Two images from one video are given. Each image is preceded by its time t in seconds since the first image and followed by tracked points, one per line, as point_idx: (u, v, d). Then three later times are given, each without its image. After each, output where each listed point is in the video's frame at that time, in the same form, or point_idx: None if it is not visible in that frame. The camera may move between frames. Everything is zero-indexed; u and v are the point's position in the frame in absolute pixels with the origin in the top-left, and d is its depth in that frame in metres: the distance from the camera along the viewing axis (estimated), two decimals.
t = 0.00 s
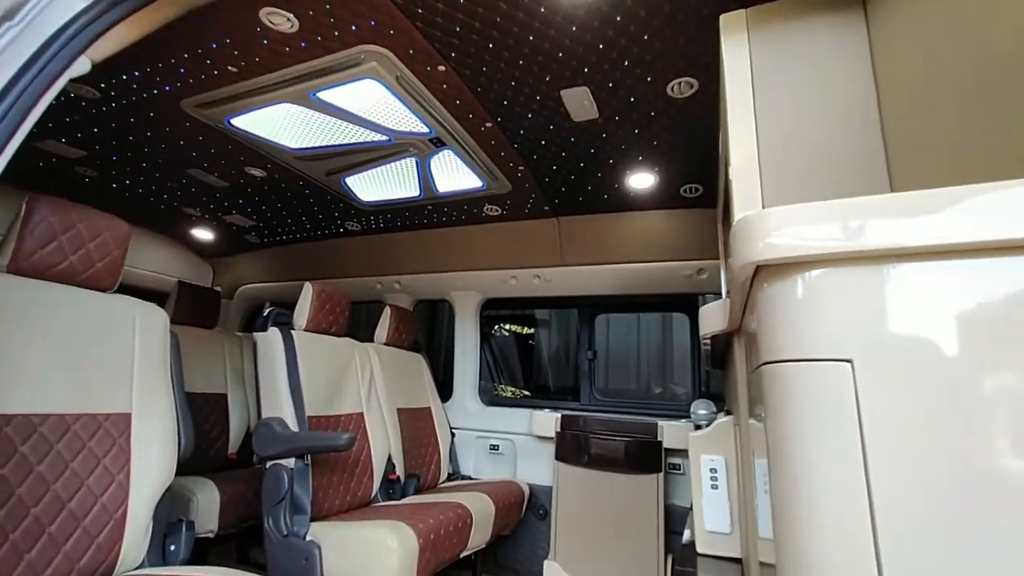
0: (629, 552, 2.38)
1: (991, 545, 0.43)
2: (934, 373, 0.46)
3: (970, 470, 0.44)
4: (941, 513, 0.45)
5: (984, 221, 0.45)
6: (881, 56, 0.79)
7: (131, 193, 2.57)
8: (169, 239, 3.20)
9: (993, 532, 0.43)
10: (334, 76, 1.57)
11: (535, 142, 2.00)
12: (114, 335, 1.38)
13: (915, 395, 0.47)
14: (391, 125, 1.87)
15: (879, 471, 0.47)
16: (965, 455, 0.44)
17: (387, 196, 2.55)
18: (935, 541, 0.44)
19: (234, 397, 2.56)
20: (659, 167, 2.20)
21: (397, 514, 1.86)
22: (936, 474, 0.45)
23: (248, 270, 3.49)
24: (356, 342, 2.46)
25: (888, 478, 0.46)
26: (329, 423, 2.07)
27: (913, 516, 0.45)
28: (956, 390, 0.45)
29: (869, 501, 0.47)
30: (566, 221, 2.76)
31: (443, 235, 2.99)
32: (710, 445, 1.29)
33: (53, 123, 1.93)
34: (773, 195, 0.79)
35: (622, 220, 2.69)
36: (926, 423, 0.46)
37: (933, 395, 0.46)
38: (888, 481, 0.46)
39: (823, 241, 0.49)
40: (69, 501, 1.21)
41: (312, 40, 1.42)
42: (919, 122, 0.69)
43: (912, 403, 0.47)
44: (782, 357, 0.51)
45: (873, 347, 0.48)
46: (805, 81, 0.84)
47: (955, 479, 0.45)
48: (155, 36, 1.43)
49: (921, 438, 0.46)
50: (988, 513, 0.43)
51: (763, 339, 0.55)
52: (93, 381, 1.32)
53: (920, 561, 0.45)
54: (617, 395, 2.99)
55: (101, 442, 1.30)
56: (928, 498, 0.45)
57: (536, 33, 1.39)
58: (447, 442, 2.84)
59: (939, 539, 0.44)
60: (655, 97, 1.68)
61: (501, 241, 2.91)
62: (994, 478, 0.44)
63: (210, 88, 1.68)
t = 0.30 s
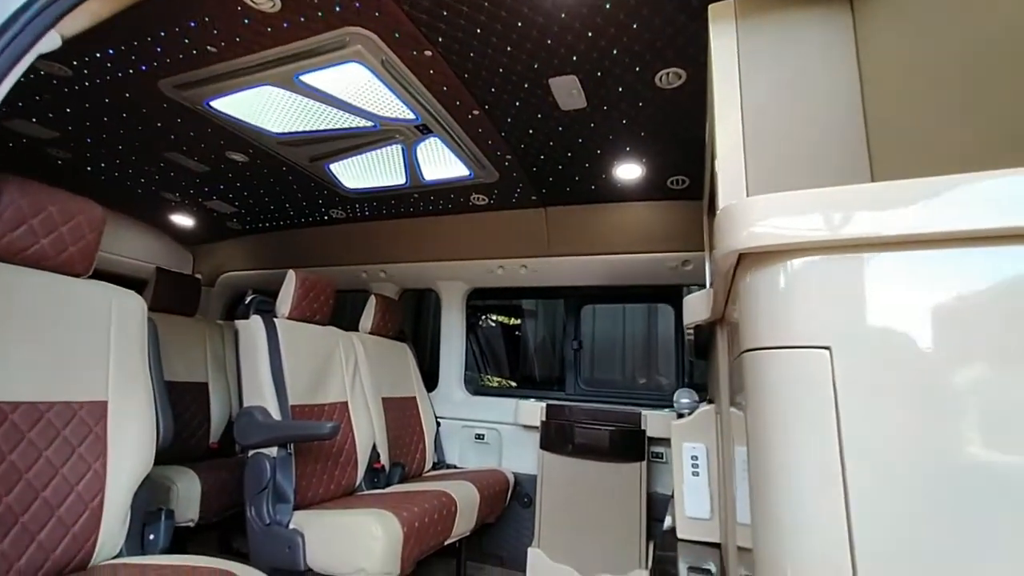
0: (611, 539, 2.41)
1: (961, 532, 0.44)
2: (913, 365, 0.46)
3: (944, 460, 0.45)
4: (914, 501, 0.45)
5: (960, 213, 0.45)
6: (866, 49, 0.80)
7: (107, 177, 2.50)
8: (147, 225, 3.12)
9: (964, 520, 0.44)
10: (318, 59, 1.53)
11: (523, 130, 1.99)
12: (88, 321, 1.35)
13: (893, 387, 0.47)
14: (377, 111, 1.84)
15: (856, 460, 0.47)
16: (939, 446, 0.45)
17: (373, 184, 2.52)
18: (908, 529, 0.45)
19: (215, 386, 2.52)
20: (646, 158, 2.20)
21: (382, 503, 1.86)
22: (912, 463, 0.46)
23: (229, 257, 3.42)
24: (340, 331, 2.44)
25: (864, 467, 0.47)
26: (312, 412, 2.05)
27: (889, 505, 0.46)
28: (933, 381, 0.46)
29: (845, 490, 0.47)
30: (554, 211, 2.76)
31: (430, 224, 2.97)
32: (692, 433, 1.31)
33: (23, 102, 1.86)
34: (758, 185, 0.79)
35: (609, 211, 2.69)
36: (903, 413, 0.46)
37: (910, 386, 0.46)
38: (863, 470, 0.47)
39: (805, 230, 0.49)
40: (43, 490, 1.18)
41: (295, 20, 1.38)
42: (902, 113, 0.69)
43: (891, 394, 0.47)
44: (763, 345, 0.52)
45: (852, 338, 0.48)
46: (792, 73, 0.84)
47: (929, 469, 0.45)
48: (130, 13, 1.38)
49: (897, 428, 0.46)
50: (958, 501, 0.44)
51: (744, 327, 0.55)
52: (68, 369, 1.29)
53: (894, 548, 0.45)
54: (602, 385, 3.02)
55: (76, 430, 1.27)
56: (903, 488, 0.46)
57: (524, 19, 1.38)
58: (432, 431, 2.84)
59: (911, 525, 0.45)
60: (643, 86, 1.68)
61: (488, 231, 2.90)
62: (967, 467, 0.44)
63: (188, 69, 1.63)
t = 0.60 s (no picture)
0: (596, 521, 2.45)
1: (937, 524, 0.43)
2: (893, 354, 0.45)
3: (922, 451, 0.43)
4: (891, 494, 0.44)
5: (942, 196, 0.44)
6: (852, 32, 0.80)
7: (82, 156, 2.42)
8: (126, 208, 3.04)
9: (940, 513, 0.43)
10: (301, 36, 1.49)
11: (511, 115, 1.97)
12: (65, 303, 1.32)
13: (872, 377, 0.45)
14: (363, 93, 1.81)
15: (833, 451, 0.46)
16: (917, 438, 0.44)
17: (359, 167, 2.48)
18: (884, 521, 0.44)
19: (199, 372, 2.49)
20: (635, 145, 2.19)
21: (368, 487, 1.87)
22: (888, 455, 0.44)
23: (212, 241, 3.36)
24: (326, 316, 2.42)
25: (841, 459, 0.45)
26: (297, 397, 2.04)
27: (865, 498, 0.45)
28: (910, 368, 0.44)
29: (820, 481, 0.46)
30: (542, 197, 2.75)
31: (417, 209, 2.94)
32: (675, 416, 1.33)
33: None
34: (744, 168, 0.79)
35: (598, 197, 2.69)
36: (882, 404, 0.45)
37: (889, 376, 0.45)
38: (839, 462, 0.45)
39: (788, 211, 0.48)
40: (20, 475, 1.15)
41: None
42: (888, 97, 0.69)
43: (870, 384, 0.45)
44: (743, 332, 0.51)
45: (832, 326, 0.47)
46: (780, 58, 0.84)
47: (907, 462, 0.44)
48: None
49: (875, 419, 0.45)
50: (935, 494, 0.43)
51: (726, 312, 0.54)
52: (43, 352, 1.26)
53: (869, 541, 0.44)
54: (589, 371, 3.04)
55: (53, 414, 1.24)
56: (880, 481, 0.44)
57: None
58: (419, 417, 2.84)
59: (887, 519, 0.44)
60: (632, 71, 1.67)
61: (476, 216, 2.88)
62: (944, 459, 0.43)
63: (165, 45, 1.58)
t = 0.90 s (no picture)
0: (587, 503, 2.49)
1: (928, 523, 0.41)
2: (885, 343, 0.43)
3: (914, 446, 0.41)
4: (879, 484, 0.42)
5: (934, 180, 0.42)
6: None
7: (64, 138, 2.37)
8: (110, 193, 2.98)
9: (931, 510, 0.41)
10: (288, 15, 1.46)
11: (503, 98, 1.95)
12: (50, 287, 1.30)
13: (861, 369, 0.43)
14: (353, 75, 1.79)
15: (821, 445, 0.44)
16: (908, 432, 0.41)
17: (348, 151, 2.45)
18: (872, 518, 0.42)
19: (188, 358, 2.47)
20: (627, 129, 2.18)
21: (361, 470, 1.88)
22: (877, 448, 0.42)
23: (200, 227, 3.32)
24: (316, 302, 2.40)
25: (828, 452, 0.43)
26: (289, 382, 2.03)
27: (852, 494, 0.42)
28: (900, 353, 0.42)
29: (807, 475, 0.44)
30: (534, 182, 2.73)
31: (408, 194, 2.91)
32: (664, 399, 1.34)
33: None
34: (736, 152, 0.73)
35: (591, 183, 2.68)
36: (871, 395, 0.43)
37: (879, 368, 0.43)
38: (827, 456, 0.43)
39: (780, 189, 0.46)
40: (8, 459, 1.14)
41: None
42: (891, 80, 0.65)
43: (859, 375, 0.43)
44: (730, 320, 0.49)
45: (822, 311, 0.45)
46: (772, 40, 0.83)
47: (897, 457, 0.42)
48: None
49: (862, 412, 0.43)
50: (925, 492, 0.41)
51: (715, 294, 0.52)
52: (29, 336, 1.24)
53: (854, 537, 0.42)
54: (580, 357, 3.06)
55: (40, 399, 1.22)
56: (868, 477, 0.42)
57: None
58: (412, 402, 2.85)
59: (875, 513, 0.42)
60: (625, 54, 1.65)
61: (468, 202, 2.87)
62: (935, 455, 0.41)
63: (148, 23, 1.54)
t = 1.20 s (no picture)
0: (579, 478, 2.54)
1: (914, 501, 0.41)
2: (878, 319, 0.42)
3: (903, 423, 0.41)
4: (865, 456, 0.42)
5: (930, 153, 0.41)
6: None
7: (45, 111, 2.30)
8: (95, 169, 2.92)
9: (918, 488, 0.41)
10: None
11: (497, 73, 1.91)
12: (36, 262, 1.28)
13: (853, 346, 0.42)
14: (343, 47, 1.74)
15: (811, 422, 0.43)
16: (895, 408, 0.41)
17: (340, 126, 2.40)
18: (859, 495, 0.42)
19: (181, 336, 2.46)
20: (623, 106, 2.16)
21: (356, 446, 1.90)
22: (866, 426, 0.42)
23: (189, 204, 3.26)
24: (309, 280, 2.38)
25: (817, 429, 0.43)
26: (282, 360, 2.03)
27: (841, 472, 0.42)
28: (891, 327, 0.42)
29: (795, 452, 0.43)
30: (528, 160, 2.70)
31: (401, 172, 2.87)
32: (656, 374, 1.36)
33: None
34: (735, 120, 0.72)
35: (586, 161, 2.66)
36: (862, 372, 0.42)
37: (871, 345, 0.42)
38: (816, 433, 0.43)
39: (775, 158, 0.44)
40: None
41: None
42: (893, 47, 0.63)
43: (851, 352, 0.42)
44: (723, 296, 0.48)
45: (814, 282, 0.44)
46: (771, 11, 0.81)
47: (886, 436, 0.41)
48: None
49: (853, 389, 0.42)
50: (913, 470, 0.41)
51: (709, 267, 0.51)
52: (16, 311, 1.22)
53: (841, 515, 0.42)
54: (574, 336, 3.08)
55: (31, 374, 1.22)
56: (857, 455, 0.42)
57: None
58: (406, 380, 2.86)
59: (860, 485, 0.42)
60: (622, 27, 1.62)
61: (461, 180, 2.83)
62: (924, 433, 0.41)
63: None
